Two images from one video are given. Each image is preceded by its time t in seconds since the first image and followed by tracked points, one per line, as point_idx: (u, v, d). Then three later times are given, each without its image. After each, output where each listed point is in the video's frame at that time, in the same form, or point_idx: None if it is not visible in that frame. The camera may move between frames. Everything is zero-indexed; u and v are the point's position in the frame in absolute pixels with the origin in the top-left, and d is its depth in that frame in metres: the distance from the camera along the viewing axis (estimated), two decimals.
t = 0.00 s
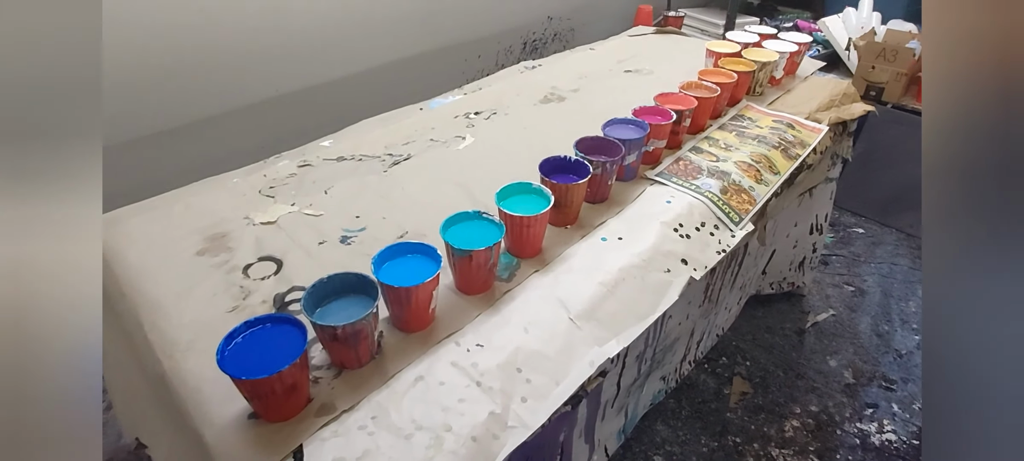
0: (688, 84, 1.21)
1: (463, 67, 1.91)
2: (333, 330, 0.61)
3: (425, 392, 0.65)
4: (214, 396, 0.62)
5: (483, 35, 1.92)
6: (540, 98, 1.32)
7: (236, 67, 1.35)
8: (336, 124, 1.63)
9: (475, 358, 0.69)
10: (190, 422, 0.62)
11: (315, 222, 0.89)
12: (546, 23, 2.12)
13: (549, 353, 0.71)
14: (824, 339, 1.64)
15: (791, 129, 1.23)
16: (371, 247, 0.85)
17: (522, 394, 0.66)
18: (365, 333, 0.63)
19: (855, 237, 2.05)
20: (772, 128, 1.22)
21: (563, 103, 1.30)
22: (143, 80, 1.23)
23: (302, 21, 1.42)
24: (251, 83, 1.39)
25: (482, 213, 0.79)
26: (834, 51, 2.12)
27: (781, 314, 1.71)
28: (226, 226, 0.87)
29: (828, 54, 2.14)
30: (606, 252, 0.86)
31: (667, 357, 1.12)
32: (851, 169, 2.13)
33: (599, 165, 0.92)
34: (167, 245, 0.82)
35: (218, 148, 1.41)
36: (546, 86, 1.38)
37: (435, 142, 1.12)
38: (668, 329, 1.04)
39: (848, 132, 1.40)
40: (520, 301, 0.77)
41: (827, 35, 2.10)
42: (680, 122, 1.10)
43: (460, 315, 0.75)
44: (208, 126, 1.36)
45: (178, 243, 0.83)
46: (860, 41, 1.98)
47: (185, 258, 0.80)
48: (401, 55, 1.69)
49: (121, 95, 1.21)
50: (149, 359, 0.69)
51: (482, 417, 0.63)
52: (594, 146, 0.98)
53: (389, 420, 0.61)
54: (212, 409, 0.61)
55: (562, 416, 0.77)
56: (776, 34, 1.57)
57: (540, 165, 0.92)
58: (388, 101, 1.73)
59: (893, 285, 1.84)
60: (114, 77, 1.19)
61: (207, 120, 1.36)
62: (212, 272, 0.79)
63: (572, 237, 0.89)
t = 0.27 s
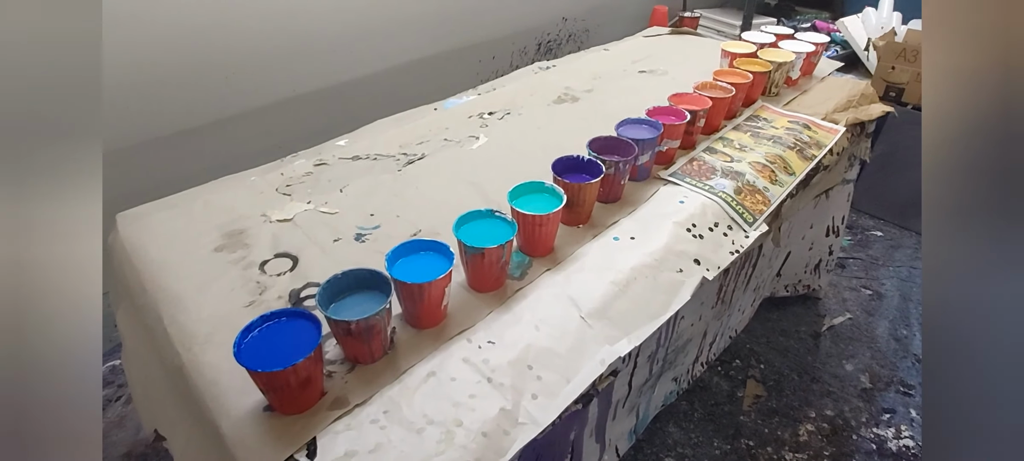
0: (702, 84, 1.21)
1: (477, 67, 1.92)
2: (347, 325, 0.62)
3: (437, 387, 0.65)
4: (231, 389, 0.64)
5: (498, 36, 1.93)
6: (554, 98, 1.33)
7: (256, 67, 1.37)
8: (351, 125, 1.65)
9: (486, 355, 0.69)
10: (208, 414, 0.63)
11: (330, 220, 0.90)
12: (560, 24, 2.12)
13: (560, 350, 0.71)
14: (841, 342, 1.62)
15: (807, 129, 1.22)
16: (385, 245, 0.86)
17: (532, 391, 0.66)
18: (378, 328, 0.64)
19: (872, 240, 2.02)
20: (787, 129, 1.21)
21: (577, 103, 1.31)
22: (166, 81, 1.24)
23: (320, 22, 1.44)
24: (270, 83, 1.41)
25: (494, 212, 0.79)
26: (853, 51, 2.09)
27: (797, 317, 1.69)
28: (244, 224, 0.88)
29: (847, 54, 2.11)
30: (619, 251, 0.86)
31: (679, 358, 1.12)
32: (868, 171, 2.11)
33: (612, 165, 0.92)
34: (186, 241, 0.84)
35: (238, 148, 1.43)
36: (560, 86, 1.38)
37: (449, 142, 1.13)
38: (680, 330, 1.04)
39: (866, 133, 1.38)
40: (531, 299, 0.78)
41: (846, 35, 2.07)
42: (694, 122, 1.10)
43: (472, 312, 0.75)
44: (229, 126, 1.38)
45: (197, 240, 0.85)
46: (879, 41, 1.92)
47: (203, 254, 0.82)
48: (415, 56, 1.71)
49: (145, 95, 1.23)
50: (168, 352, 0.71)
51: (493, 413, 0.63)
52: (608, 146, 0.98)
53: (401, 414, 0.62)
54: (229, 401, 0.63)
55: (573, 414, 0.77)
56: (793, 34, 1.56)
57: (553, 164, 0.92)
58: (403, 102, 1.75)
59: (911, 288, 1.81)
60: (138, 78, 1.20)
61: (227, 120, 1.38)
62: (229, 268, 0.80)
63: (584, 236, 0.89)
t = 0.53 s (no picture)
0: (712, 86, 1.20)
1: (488, 68, 1.92)
2: (353, 323, 0.63)
3: (442, 385, 0.66)
4: (239, 384, 0.65)
5: (509, 37, 1.93)
6: (563, 99, 1.33)
7: (269, 67, 1.39)
8: (362, 125, 1.66)
9: (492, 354, 0.70)
10: (216, 409, 0.64)
11: (339, 219, 0.91)
12: (571, 25, 2.12)
13: (565, 351, 0.71)
14: (851, 347, 1.60)
15: (818, 132, 1.21)
16: (393, 244, 0.86)
17: (537, 391, 0.66)
18: (385, 326, 0.65)
19: (885, 245, 2.00)
20: (798, 132, 1.21)
21: (586, 104, 1.31)
22: (180, 80, 1.26)
23: (333, 23, 1.46)
24: (282, 83, 1.43)
25: (501, 212, 0.80)
26: (867, 54, 2.07)
27: (807, 322, 1.68)
28: (254, 222, 0.89)
29: (861, 56, 2.08)
30: (626, 252, 0.86)
31: (687, 361, 1.11)
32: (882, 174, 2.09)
33: (620, 166, 0.92)
34: (198, 239, 0.85)
35: (250, 148, 1.45)
36: (570, 87, 1.38)
37: (458, 142, 1.14)
38: (688, 332, 1.03)
39: (879, 136, 1.37)
40: (538, 300, 0.78)
41: (860, 37, 2.05)
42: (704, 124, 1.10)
43: (478, 312, 0.75)
44: (241, 126, 1.40)
45: (208, 237, 0.86)
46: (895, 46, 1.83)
47: (214, 251, 0.83)
48: (426, 57, 1.72)
49: (160, 94, 1.24)
50: (179, 347, 0.72)
51: (497, 412, 0.63)
52: (616, 147, 0.98)
53: (407, 412, 0.63)
54: (237, 397, 0.63)
55: (578, 415, 0.77)
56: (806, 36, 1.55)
57: (561, 165, 0.92)
58: (413, 102, 1.76)
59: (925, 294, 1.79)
60: (153, 77, 1.22)
61: (240, 119, 1.40)
62: (240, 265, 0.81)
63: (591, 238, 0.89)
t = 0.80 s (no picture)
0: (717, 90, 1.20)
1: (493, 71, 1.93)
2: (356, 323, 0.63)
3: (444, 387, 0.66)
4: (242, 384, 0.65)
5: (514, 40, 1.94)
6: (568, 103, 1.33)
7: (275, 69, 1.40)
8: (367, 126, 1.67)
9: (494, 356, 0.70)
10: (219, 408, 0.65)
11: (343, 220, 0.92)
12: (576, 29, 2.13)
13: (568, 354, 0.71)
14: (855, 354, 1.60)
15: (822, 138, 1.21)
16: (397, 245, 0.87)
17: (539, 393, 0.67)
18: (388, 327, 0.65)
19: (889, 251, 1.99)
20: (802, 137, 1.21)
21: (590, 108, 1.31)
22: (188, 81, 1.27)
23: (339, 25, 1.47)
24: (288, 84, 1.44)
25: (505, 215, 0.80)
26: (872, 60, 2.07)
27: (810, 327, 1.67)
28: (259, 222, 0.90)
29: (867, 62, 2.08)
30: (629, 256, 0.86)
31: (689, 365, 1.11)
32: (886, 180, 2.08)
33: (624, 170, 0.92)
34: (203, 238, 0.86)
35: (255, 149, 1.45)
36: (574, 91, 1.39)
37: (463, 145, 1.14)
38: (690, 337, 1.03)
39: (884, 142, 1.37)
40: (541, 303, 0.78)
41: (866, 43, 2.05)
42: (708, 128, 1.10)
43: (481, 314, 0.76)
44: (247, 127, 1.41)
45: (213, 237, 0.86)
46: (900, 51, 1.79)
47: (219, 251, 0.84)
48: (431, 59, 1.73)
49: (167, 94, 1.25)
50: (183, 346, 0.72)
51: (499, 414, 0.64)
52: (620, 151, 0.98)
53: (409, 413, 0.63)
54: (240, 396, 0.64)
55: (579, 418, 0.77)
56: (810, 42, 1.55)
57: (565, 169, 0.92)
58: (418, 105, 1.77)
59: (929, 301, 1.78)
60: (161, 77, 1.23)
61: (245, 120, 1.40)
62: (244, 265, 0.81)
63: (594, 241, 0.90)
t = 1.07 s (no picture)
0: (721, 97, 1.21)
1: (497, 77, 1.94)
2: (362, 328, 0.63)
3: (449, 391, 0.66)
4: (248, 387, 0.65)
5: (518, 46, 1.95)
6: (572, 108, 1.34)
7: (280, 74, 1.41)
8: (371, 131, 1.68)
9: (499, 361, 0.70)
10: (225, 412, 0.65)
11: (348, 224, 0.92)
12: (580, 35, 2.14)
13: (572, 359, 0.71)
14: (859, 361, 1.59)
15: (826, 144, 1.21)
16: (401, 250, 0.87)
17: (544, 399, 0.67)
18: (393, 332, 0.65)
19: (893, 257, 1.99)
20: (806, 143, 1.21)
21: (594, 114, 1.31)
22: (193, 85, 1.28)
23: (345, 31, 1.48)
24: (293, 89, 1.45)
25: (510, 220, 0.80)
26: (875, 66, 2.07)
27: (814, 334, 1.67)
28: (264, 226, 0.90)
29: (870, 69, 2.08)
30: (633, 262, 0.87)
31: (693, 371, 1.11)
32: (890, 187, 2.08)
33: (628, 175, 0.92)
34: (209, 242, 0.86)
35: (261, 153, 1.46)
36: (578, 97, 1.39)
37: (467, 150, 1.15)
38: (694, 343, 1.03)
39: (887, 148, 1.37)
40: (545, 308, 0.78)
41: (869, 50, 2.05)
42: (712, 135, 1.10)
43: (485, 319, 0.76)
44: (252, 131, 1.42)
45: (219, 241, 0.87)
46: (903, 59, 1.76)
47: (225, 255, 0.84)
48: (435, 65, 1.73)
49: (175, 99, 1.27)
50: (189, 349, 0.72)
51: (503, 419, 0.64)
52: (624, 157, 0.99)
53: (414, 417, 0.63)
54: (246, 399, 0.64)
55: (583, 424, 0.77)
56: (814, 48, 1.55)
57: (569, 174, 0.93)
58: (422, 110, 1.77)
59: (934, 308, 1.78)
60: (169, 81, 1.24)
61: (251, 124, 1.41)
62: (250, 269, 0.82)
63: (598, 246, 0.90)
